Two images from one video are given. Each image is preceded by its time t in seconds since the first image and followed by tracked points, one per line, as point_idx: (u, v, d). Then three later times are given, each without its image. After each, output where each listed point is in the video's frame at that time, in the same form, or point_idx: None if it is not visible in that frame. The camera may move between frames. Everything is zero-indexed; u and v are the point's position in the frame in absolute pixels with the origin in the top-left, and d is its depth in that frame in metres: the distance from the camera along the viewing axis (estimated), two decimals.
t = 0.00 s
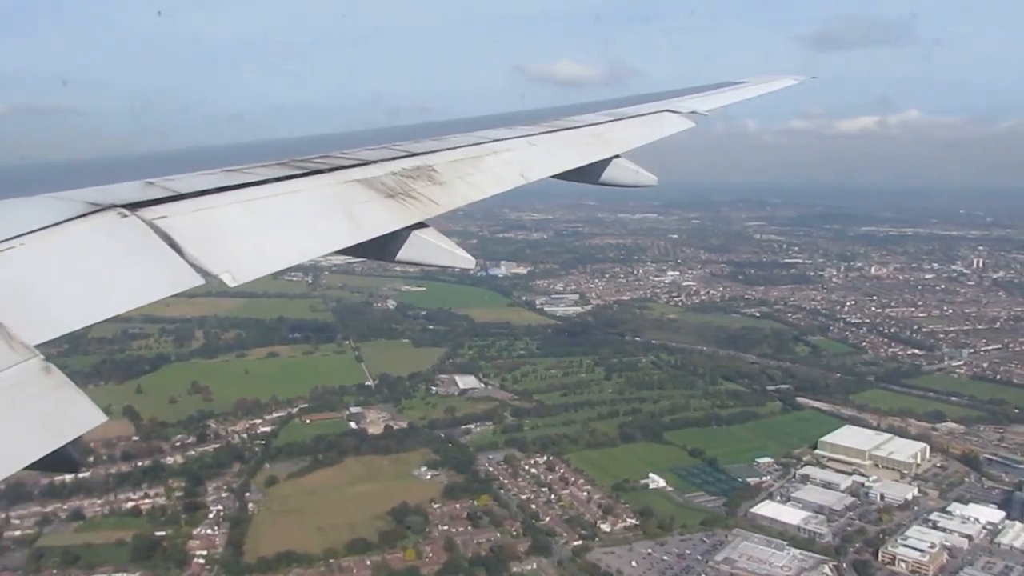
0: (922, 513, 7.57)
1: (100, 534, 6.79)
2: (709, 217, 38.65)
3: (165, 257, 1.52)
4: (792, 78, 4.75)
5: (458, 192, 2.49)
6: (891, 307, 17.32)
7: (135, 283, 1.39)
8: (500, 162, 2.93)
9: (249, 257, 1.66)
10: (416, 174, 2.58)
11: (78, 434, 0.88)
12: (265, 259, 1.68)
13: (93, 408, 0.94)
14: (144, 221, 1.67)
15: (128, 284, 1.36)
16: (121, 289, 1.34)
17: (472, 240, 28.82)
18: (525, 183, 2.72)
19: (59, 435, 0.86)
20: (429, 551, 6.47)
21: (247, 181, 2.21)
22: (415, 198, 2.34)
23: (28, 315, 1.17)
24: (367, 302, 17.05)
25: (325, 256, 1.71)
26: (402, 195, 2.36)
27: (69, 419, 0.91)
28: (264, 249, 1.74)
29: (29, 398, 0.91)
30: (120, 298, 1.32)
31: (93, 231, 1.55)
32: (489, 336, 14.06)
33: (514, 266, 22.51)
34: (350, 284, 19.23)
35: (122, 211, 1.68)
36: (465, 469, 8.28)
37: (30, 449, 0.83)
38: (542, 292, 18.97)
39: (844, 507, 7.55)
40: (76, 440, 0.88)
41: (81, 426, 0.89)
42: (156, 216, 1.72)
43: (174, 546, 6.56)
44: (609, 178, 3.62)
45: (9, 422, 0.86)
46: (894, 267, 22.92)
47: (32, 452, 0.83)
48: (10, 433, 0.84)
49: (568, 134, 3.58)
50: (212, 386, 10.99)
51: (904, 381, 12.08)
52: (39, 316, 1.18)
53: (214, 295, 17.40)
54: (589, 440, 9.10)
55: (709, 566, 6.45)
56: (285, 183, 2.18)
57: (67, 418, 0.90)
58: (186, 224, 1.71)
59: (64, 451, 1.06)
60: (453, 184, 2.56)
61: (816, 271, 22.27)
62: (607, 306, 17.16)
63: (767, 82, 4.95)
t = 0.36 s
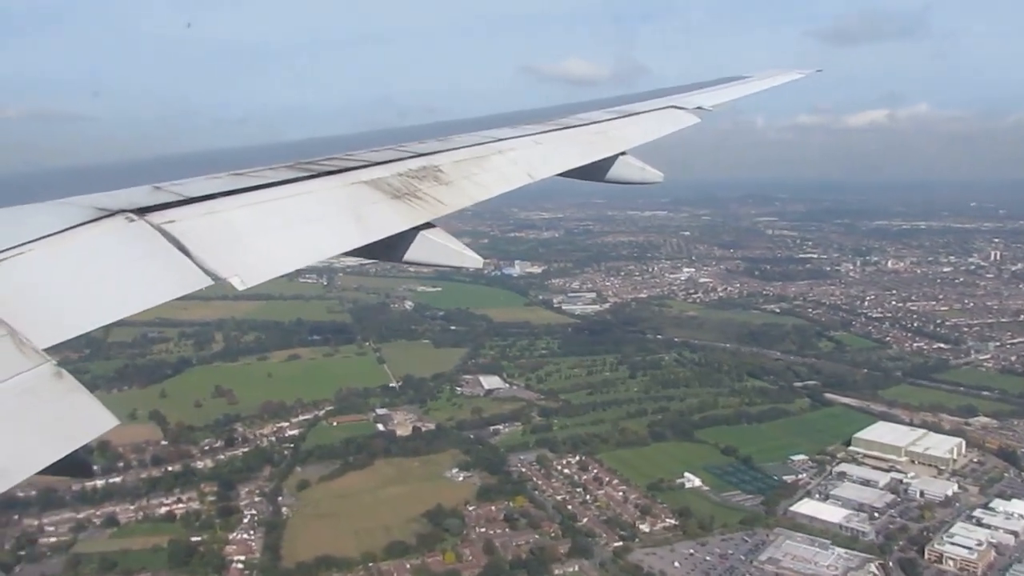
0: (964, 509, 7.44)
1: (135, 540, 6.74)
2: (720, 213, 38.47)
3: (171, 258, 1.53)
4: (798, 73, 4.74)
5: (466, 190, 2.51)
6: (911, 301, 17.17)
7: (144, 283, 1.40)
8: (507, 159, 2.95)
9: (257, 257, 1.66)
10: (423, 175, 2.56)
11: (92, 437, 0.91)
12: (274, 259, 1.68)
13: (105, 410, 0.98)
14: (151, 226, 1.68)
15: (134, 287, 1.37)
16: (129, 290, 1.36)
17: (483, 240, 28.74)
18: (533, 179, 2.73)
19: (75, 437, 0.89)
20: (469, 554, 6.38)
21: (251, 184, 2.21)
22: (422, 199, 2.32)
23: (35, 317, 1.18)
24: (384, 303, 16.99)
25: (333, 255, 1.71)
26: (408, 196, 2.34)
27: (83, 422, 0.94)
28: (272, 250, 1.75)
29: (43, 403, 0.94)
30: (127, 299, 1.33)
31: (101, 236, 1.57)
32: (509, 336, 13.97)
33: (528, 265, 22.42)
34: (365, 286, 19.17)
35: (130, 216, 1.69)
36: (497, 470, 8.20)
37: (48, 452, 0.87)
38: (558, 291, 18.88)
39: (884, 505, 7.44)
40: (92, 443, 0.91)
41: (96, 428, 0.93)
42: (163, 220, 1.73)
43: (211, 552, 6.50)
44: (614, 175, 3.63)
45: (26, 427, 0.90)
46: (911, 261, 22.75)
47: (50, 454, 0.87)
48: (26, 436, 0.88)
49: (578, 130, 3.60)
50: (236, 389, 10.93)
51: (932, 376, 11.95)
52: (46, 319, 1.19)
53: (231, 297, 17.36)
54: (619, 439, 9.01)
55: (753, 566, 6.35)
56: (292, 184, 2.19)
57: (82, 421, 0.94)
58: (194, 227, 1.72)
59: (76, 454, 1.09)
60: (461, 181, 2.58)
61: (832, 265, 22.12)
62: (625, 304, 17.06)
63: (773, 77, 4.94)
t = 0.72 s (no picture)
0: (1012, 511, 7.19)
1: (172, 546, 6.68)
2: (734, 213, 38.20)
3: (179, 269, 1.78)
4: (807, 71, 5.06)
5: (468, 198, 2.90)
6: (937, 299, 16.96)
7: (150, 296, 1.63)
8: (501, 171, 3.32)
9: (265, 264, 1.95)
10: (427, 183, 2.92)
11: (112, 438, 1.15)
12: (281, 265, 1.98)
13: (117, 412, 1.23)
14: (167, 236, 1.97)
15: (142, 291, 1.62)
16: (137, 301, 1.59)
17: (499, 242, 28.62)
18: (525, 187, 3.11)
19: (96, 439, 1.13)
20: (511, 558, 6.27)
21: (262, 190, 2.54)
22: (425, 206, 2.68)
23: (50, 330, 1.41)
24: (405, 306, 16.92)
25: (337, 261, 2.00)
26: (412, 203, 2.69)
27: (99, 422, 1.19)
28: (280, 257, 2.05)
29: (71, 405, 1.19)
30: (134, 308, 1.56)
31: (117, 250, 1.82)
32: (533, 338, 13.88)
33: (545, 267, 22.30)
34: (384, 288, 19.10)
35: (148, 228, 1.98)
36: (532, 473, 8.11)
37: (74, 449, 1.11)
38: (577, 293, 18.76)
39: (929, 507, 7.28)
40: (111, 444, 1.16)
41: (115, 432, 1.17)
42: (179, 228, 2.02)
43: (250, 557, 6.43)
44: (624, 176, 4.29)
45: (60, 426, 1.14)
46: (933, 259, 22.49)
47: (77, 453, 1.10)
48: (62, 436, 1.12)
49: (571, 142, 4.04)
50: (263, 392, 10.87)
51: (965, 375, 11.77)
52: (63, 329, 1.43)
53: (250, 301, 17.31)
54: (654, 441, 8.91)
55: (801, 570, 6.22)
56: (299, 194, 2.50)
57: (100, 422, 1.19)
58: (205, 237, 2.00)
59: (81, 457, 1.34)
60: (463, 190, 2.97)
61: (853, 264, 21.89)
62: (646, 304, 16.93)
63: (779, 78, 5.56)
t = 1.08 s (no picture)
0: None
1: (204, 548, 6.62)
2: (749, 216, 37.98)
3: (190, 271, 1.89)
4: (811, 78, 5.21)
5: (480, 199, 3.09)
6: (960, 304, 16.75)
7: (163, 298, 1.73)
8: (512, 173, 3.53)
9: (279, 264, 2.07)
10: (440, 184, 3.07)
11: (119, 440, 1.20)
12: (294, 266, 2.10)
13: (128, 415, 1.28)
14: (181, 237, 2.09)
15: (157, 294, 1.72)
16: (151, 304, 1.69)
17: (514, 244, 28.57)
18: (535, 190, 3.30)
19: (105, 439, 1.18)
20: (547, 563, 6.17)
21: (274, 192, 2.67)
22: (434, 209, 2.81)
23: (66, 329, 1.50)
24: (423, 307, 16.85)
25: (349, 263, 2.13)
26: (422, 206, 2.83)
27: (111, 424, 1.23)
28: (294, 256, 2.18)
29: (84, 408, 1.24)
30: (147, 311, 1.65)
31: (130, 251, 1.92)
32: (554, 341, 13.79)
33: (562, 270, 22.21)
34: (401, 290, 19.06)
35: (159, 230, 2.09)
36: (562, 477, 8.02)
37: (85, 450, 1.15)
38: (595, 295, 18.67)
39: (969, 515, 7.02)
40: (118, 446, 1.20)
41: (124, 434, 1.22)
42: (189, 229, 2.15)
43: (283, 560, 6.38)
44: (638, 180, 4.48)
45: (72, 426, 1.19)
46: (953, 264, 22.25)
47: (87, 453, 1.15)
48: (75, 437, 1.17)
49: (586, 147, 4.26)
50: (286, 393, 10.83)
51: (995, 380, 11.59)
52: (82, 330, 1.52)
53: (268, 301, 17.30)
54: (684, 446, 8.81)
55: None
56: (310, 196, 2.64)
57: (111, 425, 1.23)
58: (215, 239, 2.11)
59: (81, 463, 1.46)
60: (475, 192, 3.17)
61: (872, 269, 21.70)
62: (666, 308, 16.82)
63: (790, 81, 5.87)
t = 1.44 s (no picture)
0: None
1: (238, 553, 6.54)
2: (762, 220, 37.84)
3: (201, 273, 1.81)
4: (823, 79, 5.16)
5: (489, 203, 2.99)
6: (983, 307, 16.56)
7: (172, 301, 1.64)
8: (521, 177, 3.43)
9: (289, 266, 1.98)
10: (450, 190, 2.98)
11: (128, 444, 1.09)
12: (304, 269, 2.00)
13: (139, 418, 1.18)
14: (190, 240, 2.00)
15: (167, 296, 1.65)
16: (160, 307, 1.60)
17: (528, 247, 28.51)
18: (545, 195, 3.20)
19: (113, 442, 1.08)
20: (586, 570, 6.08)
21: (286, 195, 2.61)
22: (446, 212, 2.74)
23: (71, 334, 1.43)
24: (442, 311, 16.78)
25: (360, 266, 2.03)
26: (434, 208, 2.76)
27: (122, 428, 1.13)
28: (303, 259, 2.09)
29: (92, 409, 1.14)
30: (156, 315, 1.57)
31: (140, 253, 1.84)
32: (576, 345, 13.69)
33: (579, 273, 22.12)
34: (418, 293, 19.01)
35: (170, 233, 2.01)
36: (595, 483, 7.92)
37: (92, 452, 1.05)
38: (613, 299, 18.56)
39: (1014, 522, 6.77)
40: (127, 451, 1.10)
41: (133, 438, 1.11)
42: (199, 232, 2.07)
43: (318, 566, 6.28)
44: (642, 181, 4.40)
45: (79, 429, 1.09)
46: (973, 267, 22.04)
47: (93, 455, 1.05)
48: (81, 439, 1.07)
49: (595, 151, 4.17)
50: (310, 397, 10.76)
51: None
52: (86, 335, 1.44)
53: (287, 305, 17.25)
54: (716, 451, 8.69)
55: None
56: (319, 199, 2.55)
57: (121, 429, 1.13)
58: (223, 240, 2.04)
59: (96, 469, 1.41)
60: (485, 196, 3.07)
61: (891, 272, 21.53)
62: (686, 311, 16.71)
63: (801, 84, 5.84)
